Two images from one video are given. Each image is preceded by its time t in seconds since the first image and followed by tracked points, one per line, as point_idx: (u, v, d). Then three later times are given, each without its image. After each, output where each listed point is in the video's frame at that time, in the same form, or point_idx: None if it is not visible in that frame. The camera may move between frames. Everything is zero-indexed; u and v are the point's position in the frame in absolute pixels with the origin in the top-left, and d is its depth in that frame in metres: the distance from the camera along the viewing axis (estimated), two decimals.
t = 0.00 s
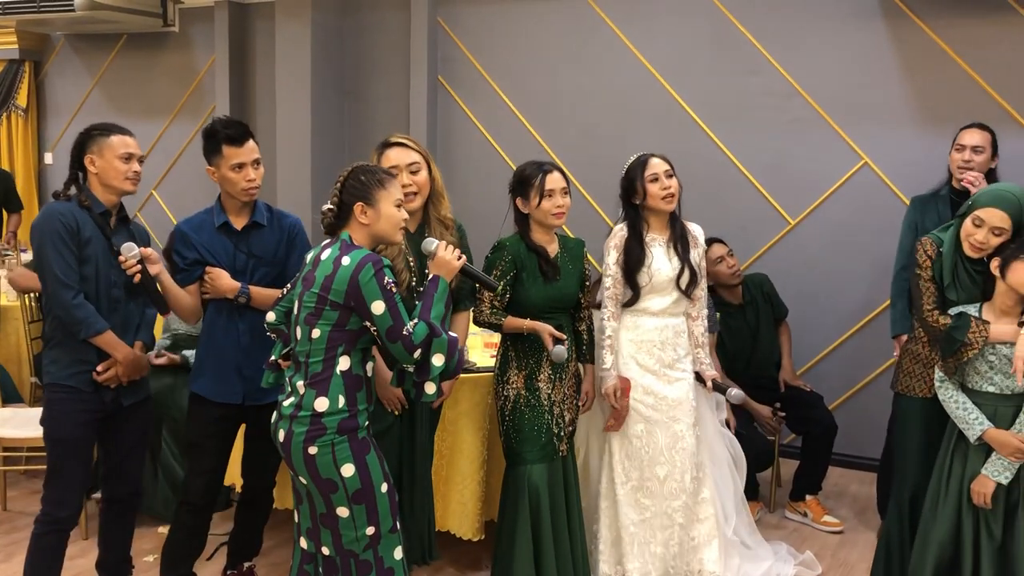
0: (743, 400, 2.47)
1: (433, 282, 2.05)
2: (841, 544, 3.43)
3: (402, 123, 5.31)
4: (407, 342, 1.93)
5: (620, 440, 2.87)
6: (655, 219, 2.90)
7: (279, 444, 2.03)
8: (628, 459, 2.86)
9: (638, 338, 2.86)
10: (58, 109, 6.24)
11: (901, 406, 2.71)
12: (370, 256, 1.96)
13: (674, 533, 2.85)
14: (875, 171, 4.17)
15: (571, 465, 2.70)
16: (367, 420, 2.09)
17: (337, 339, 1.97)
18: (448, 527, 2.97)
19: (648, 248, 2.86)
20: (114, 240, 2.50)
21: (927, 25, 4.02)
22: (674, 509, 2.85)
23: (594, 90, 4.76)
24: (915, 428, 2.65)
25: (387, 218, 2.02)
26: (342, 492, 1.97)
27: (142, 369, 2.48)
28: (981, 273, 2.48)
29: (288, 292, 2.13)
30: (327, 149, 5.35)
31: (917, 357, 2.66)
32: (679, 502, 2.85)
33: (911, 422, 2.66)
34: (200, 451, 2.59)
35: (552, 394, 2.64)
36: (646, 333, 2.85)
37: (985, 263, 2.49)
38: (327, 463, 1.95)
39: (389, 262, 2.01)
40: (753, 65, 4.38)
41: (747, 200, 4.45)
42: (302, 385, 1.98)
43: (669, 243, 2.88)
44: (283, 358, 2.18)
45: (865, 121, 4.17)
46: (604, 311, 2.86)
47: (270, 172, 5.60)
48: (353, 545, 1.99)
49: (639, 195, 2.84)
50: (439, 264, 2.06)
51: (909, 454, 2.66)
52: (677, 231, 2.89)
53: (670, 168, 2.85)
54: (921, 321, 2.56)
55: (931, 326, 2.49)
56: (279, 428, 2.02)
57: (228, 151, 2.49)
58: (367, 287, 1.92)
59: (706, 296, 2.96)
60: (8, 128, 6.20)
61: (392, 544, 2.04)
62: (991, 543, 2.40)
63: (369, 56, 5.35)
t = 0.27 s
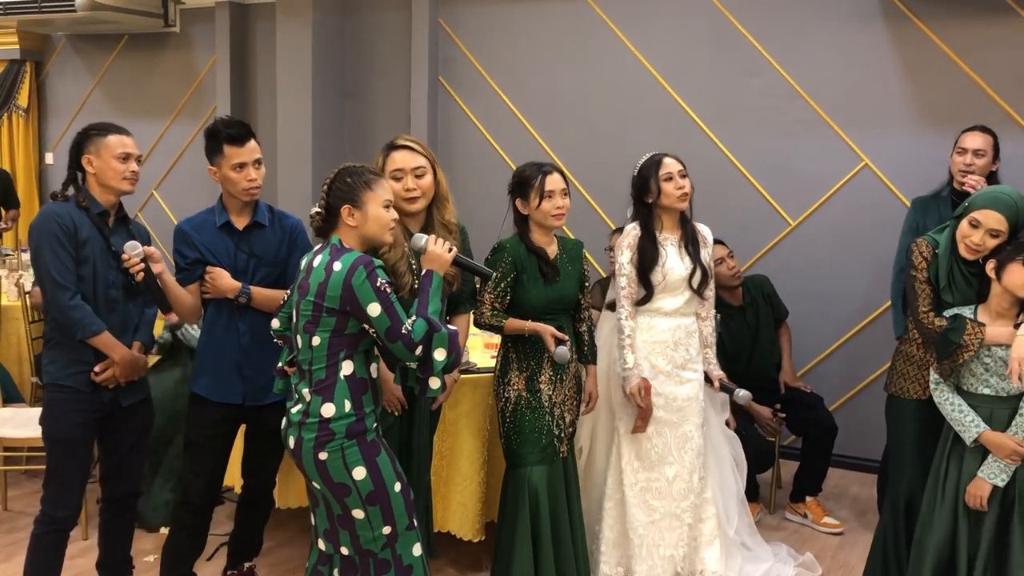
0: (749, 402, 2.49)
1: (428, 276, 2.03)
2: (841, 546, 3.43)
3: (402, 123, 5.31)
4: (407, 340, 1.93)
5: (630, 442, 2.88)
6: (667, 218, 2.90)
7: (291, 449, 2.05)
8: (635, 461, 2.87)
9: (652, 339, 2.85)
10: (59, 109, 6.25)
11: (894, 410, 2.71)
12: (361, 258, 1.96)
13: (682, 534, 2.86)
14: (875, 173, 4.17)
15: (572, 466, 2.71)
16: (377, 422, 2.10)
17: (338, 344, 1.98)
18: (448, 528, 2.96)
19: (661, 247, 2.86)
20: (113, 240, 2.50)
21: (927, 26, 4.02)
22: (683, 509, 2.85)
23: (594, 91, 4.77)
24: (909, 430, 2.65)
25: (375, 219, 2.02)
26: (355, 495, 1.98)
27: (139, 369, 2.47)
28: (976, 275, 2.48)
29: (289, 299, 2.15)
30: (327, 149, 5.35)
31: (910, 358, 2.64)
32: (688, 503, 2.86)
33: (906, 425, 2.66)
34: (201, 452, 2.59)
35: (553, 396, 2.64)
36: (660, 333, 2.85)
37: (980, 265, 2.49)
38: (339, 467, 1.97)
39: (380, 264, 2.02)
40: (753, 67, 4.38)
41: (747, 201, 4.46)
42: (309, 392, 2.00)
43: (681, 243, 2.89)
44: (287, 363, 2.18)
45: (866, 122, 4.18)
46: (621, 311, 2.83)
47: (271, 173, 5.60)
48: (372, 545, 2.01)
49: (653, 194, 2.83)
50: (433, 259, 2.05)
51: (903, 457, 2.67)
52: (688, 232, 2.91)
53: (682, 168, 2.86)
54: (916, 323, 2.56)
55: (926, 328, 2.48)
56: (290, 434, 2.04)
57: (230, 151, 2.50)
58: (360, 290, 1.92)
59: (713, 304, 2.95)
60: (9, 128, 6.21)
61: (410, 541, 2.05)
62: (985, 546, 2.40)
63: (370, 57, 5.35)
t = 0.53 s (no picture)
0: (771, 398, 2.41)
1: (424, 270, 2.03)
2: (841, 547, 3.43)
3: (403, 125, 5.31)
4: (409, 338, 1.93)
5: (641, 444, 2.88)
6: (675, 218, 2.91)
7: (296, 449, 2.06)
8: (647, 463, 2.87)
9: (666, 339, 2.85)
10: (60, 110, 6.25)
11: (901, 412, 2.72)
12: (358, 258, 1.96)
13: (693, 535, 2.86)
14: (876, 175, 4.17)
15: (572, 468, 2.71)
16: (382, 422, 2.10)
17: (340, 346, 1.97)
18: (448, 529, 2.97)
19: (670, 248, 2.86)
20: (114, 241, 2.50)
21: (927, 28, 4.02)
22: (694, 510, 2.86)
23: (596, 92, 4.77)
24: (916, 431, 2.65)
25: (365, 217, 2.02)
26: (359, 495, 1.98)
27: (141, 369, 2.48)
28: (985, 277, 2.48)
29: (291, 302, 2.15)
30: (328, 150, 5.36)
31: (918, 359, 2.66)
32: (699, 503, 2.86)
33: (914, 428, 2.66)
34: (201, 452, 2.59)
35: (554, 398, 2.64)
36: (675, 333, 2.85)
37: (988, 267, 2.49)
38: (344, 467, 1.97)
39: (376, 263, 2.01)
40: (754, 68, 4.39)
41: (748, 202, 4.46)
42: (314, 393, 2.00)
43: (690, 242, 2.89)
44: (294, 365, 2.18)
45: (867, 124, 4.17)
46: (633, 314, 2.83)
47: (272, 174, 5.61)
48: (372, 546, 2.01)
49: (662, 194, 2.84)
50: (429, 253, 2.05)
51: (909, 457, 2.67)
52: (698, 231, 2.90)
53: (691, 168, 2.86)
54: (923, 325, 2.55)
55: (935, 330, 2.47)
56: (296, 433, 2.05)
57: (232, 151, 2.50)
58: (359, 291, 1.91)
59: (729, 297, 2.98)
60: (10, 128, 6.21)
61: (410, 544, 2.05)
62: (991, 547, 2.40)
63: (371, 58, 5.35)
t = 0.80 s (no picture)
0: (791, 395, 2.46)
1: (423, 273, 2.03)
2: (841, 549, 3.43)
3: (403, 127, 5.32)
4: (409, 341, 1.93)
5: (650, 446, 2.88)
6: (678, 223, 2.92)
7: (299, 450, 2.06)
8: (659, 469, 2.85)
9: (675, 343, 2.88)
10: (61, 111, 6.25)
11: (914, 416, 2.72)
12: (356, 262, 1.95)
13: (699, 541, 2.85)
14: (876, 177, 4.17)
15: (572, 472, 2.70)
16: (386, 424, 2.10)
17: (342, 350, 1.98)
18: (448, 532, 2.96)
19: (672, 254, 2.88)
20: (114, 242, 2.50)
21: (927, 30, 4.03)
22: (700, 516, 2.85)
23: (596, 94, 4.77)
24: (929, 432, 2.66)
25: (363, 219, 2.02)
26: (362, 497, 1.98)
27: (142, 370, 2.48)
28: (1001, 280, 2.48)
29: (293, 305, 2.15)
30: (328, 152, 5.36)
31: (933, 362, 2.68)
32: (705, 508, 2.85)
33: (927, 429, 2.66)
34: (201, 454, 2.59)
35: (554, 400, 2.64)
36: (683, 337, 2.87)
37: (1005, 270, 2.49)
38: (347, 468, 1.97)
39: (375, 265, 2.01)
40: (754, 70, 4.39)
41: (748, 205, 4.46)
42: (317, 395, 2.00)
43: (694, 247, 2.90)
44: (297, 368, 2.17)
45: (867, 126, 4.18)
46: (635, 321, 2.90)
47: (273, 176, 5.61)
48: (374, 549, 2.01)
49: (666, 199, 2.85)
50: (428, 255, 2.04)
51: (919, 459, 2.67)
52: (702, 234, 2.91)
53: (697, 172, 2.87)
54: (939, 326, 2.57)
55: (949, 332, 2.48)
56: (299, 434, 2.04)
57: (234, 152, 2.50)
58: (357, 295, 1.91)
59: (744, 292, 2.97)
60: (10, 130, 6.21)
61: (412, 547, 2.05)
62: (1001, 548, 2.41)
63: (372, 60, 5.36)
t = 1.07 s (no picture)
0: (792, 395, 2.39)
1: (425, 273, 2.02)
2: (840, 551, 3.43)
3: (402, 128, 5.32)
4: (412, 341, 1.93)
5: (648, 447, 2.90)
6: (677, 225, 2.92)
7: (303, 451, 2.06)
8: (657, 469, 2.87)
9: (674, 344, 2.88)
10: (59, 113, 6.25)
11: (926, 416, 2.72)
12: (358, 263, 1.95)
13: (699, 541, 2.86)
14: (875, 179, 4.17)
15: (571, 474, 2.70)
16: (390, 426, 2.10)
17: (345, 351, 1.98)
18: (447, 533, 2.96)
19: (670, 255, 2.88)
20: (114, 244, 2.50)
21: (925, 32, 4.03)
22: (700, 517, 2.86)
23: (594, 96, 4.77)
24: (937, 432, 2.66)
25: (368, 220, 2.02)
26: (365, 498, 1.98)
27: (142, 372, 2.48)
28: (1014, 283, 2.47)
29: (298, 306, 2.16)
30: (327, 154, 5.36)
31: (944, 363, 2.69)
32: (705, 510, 2.86)
33: (935, 429, 2.68)
34: (199, 455, 2.59)
35: (553, 402, 2.64)
36: (682, 338, 2.87)
37: (1017, 272, 2.48)
38: (350, 470, 1.97)
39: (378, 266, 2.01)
40: (753, 72, 4.39)
41: (747, 206, 4.46)
42: (321, 395, 2.00)
43: (693, 248, 2.88)
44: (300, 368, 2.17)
45: (865, 128, 4.18)
46: (632, 322, 2.92)
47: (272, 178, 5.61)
48: (377, 550, 2.01)
49: (663, 201, 2.86)
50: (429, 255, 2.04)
51: (927, 461, 2.66)
52: (702, 234, 2.89)
53: (695, 174, 2.87)
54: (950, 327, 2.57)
55: (960, 333, 2.49)
56: (302, 435, 2.05)
57: (235, 152, 2.50)
58: (360, 296, 1.91)
59: (748, 289, 2.93)
60: (9, 132, 6.21)
61: (415, 548, 2.05)
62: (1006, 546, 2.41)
63: (370, 61, 5.36)
